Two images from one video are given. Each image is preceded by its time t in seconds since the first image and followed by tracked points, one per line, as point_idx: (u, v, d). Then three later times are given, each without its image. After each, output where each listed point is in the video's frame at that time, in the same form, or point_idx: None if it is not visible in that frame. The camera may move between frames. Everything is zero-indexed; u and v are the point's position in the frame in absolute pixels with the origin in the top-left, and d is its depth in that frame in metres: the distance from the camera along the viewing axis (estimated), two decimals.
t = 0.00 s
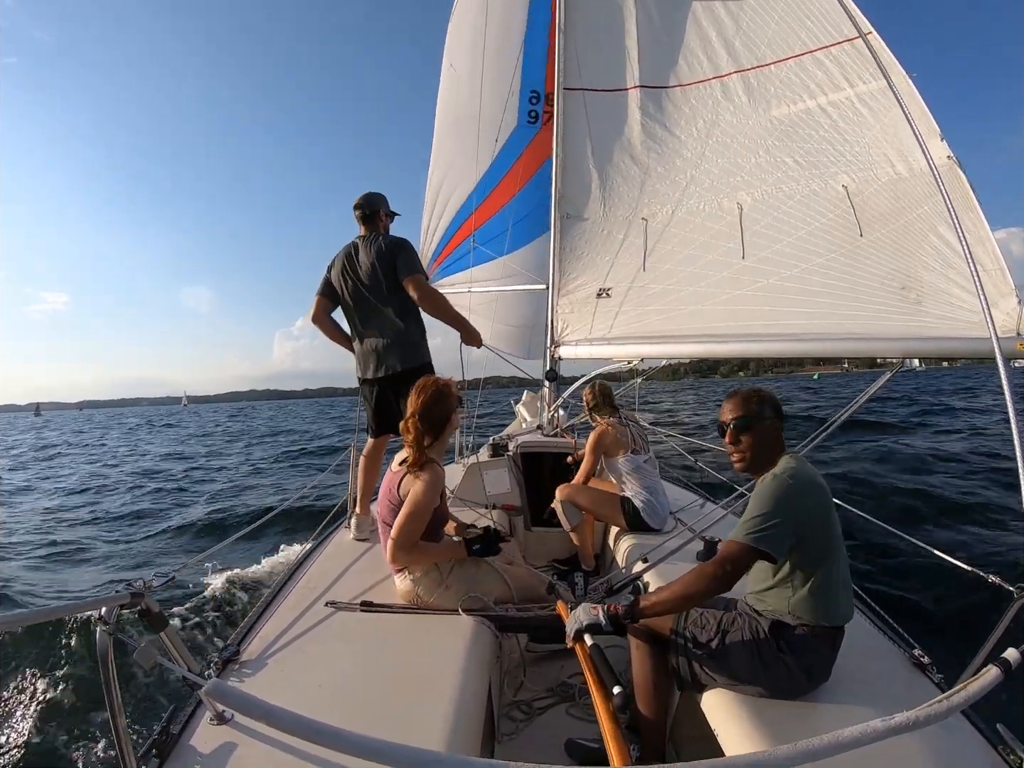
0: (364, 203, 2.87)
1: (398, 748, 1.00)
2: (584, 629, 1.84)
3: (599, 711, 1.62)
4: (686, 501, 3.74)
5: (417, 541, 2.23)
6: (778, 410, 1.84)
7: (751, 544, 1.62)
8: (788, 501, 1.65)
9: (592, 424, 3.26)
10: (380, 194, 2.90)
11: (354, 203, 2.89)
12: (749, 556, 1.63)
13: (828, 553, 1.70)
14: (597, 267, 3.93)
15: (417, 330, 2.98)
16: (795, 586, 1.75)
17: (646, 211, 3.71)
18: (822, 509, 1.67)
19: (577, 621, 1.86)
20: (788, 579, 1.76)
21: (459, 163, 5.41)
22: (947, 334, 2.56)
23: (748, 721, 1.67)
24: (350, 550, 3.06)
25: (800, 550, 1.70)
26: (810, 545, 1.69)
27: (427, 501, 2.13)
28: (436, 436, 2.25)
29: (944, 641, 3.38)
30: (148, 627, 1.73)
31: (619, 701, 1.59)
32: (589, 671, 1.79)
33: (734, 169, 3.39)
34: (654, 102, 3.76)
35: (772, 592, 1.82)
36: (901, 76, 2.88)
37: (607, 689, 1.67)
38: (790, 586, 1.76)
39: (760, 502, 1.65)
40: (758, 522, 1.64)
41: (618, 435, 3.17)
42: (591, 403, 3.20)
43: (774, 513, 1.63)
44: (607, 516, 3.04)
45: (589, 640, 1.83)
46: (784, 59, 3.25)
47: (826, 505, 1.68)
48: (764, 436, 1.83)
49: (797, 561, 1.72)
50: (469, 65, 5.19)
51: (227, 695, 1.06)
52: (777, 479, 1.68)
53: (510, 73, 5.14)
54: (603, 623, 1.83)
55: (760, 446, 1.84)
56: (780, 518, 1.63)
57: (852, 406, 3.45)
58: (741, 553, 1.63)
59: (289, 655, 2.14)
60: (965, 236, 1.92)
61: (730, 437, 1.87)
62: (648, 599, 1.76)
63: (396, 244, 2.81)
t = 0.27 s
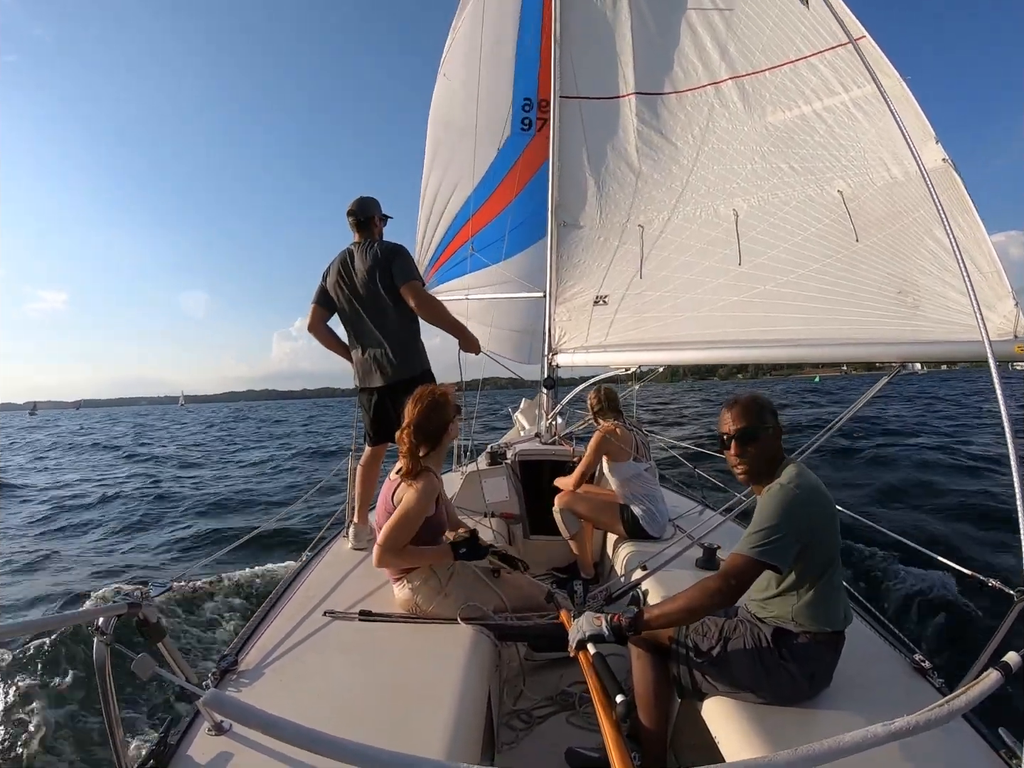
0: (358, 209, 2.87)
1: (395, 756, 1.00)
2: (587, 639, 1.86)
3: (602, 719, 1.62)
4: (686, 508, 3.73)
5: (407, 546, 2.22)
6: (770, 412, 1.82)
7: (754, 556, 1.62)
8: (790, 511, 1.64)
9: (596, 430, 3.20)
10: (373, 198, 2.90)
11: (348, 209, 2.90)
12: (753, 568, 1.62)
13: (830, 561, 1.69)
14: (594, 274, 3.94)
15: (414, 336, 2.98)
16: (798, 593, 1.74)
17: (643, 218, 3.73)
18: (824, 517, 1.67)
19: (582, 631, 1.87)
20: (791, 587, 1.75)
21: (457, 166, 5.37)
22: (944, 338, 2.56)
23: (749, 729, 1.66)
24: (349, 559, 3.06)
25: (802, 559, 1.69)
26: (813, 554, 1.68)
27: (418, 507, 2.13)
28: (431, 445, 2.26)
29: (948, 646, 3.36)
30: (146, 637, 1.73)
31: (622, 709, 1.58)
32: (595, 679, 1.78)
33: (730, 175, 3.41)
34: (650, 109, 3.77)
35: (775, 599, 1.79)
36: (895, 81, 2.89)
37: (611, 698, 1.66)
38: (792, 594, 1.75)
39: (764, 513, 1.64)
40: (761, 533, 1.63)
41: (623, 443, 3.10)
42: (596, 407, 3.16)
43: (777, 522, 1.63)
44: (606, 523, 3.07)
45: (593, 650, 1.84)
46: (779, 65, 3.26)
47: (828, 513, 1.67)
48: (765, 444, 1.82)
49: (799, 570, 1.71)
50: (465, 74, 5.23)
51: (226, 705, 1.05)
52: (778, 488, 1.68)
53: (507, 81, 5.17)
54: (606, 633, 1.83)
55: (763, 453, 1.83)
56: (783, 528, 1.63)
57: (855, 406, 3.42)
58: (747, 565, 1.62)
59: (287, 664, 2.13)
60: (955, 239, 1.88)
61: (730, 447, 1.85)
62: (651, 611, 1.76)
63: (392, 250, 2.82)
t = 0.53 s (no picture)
0: (354, 210, 2.89)
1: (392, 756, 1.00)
2: (587, 641, 1.85)
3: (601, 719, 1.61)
4: (687, 510, 3.72)
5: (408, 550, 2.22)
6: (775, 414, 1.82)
7: (759, 559, 1.61)
8: (792, 514, 1.63)
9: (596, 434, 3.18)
10: (369, 198, 2.91)
11: (343, 210, 2.91)
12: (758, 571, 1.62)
13: (832, 562, 1.69)
14: (593, 277, 3.95)
15: (411, 338, 2.99)
16: (800, 596, 1.74)
17: (642, 220, 3.74)
18: (825, 518, 1.66)
19: (581, 634, 1.87)
20: (794, 589, 1.75)
21: (457, 172, 5.38)
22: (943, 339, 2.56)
23: (750, 730, 1.66)
24: (349, 562, 3.06)
25: (805, 561, 1.69)
26: (815, 555, 1.68)
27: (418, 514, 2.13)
28: (432, 447, 2.25)
29: (950, 648, 3.35)
30: (146, 640, 1.73)
31: (622, 711, 1.57)
32: (594, 683, 1.77)
33: (729, 178, 3.42)
34: (648, 112, 3.79)
35: (777, 601, 1.80)
36: (892, 83, 2.90)
37: (610, 700, 1.66)
38: (796, 595, 1.75)
39: (766, 517, 1.64)
40: (763, 537, 1.63)
41: (622, 446, 3.10)
42: (597, 412, 3.11)
43: (779, 525, 1.62)
44: (606, 526, 3.07)
45: (593, 653, 1.84)
46: (776, 67, 3.28)
47: (829, 514, 1.67)
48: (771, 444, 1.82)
49: (802, 571, 1.71)
50: (464, 79, 5.25)
51: (226, 707, 1.06)
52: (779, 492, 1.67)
53: (507, 86, 5.20)
54: (606, 635, 1.83)
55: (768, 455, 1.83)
56: (784, 531, 1.62)
57: (859, 401, 3.38)
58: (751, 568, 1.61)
59: (287, 667, 2.13)
60: (949, 233, 1.79)
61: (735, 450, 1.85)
62: (651, 612, 1.76)
63: (387, 252, 2.83)
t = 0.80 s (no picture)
0: (352, 212, 2.89)
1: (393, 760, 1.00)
2: (587, 647, 1.85)
3: (599, 719, 1.61)
4: (688, 514, 3.72)
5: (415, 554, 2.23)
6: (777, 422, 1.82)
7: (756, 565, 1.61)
8: (789, 519, 1.63)
9: (594, 436, 3.19)
10: (367, 200, 2.92)
11: (341, 212, 2.91)
12: (755, 578, 1.61)
13: (828, 568, 1.68)
14: (595, 280, 3.95)
15: (408, 342, 3.00)
16: (798, 601, 1.73)
17: (644, 224, 3.74)
18: (822, 523, 1.65)
19: (579, 640, 1.87)
20: (791, 595, 1.74)
21: (460, 181, 5.40)
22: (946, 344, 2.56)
23: (750, 735, 1.66)
24: (349, 565, 3.05)
25: (802, 566, 1.68)
26: (812, 561, 1.67)
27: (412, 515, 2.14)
28: (424, 451, 2.25)
29: (951, 653, 3.34)
30: (146, 642, 1.73)
31: (620, 714, 1.57)
32: (592, 687, 1.77)
33: (731, 181, 3.43)
34: (650, 115, 3.80)
35: (775, 606, 1.79)
36: (894, 86, 2.91)
37: (608, 703, 1.66)
38: (793, 601, 1.74)
39: (762, 523, 1.63)
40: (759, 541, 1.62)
41: (620, 448, 3.10)
42: (597, 416, 3.14)
43: (775, 530, 1.62)
44: (605, 530, 3.07)
45: (593, 658, 1.83)
46: (778, 70, 3.29)
47: (826, 519, 1.66)
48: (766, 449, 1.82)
49: (799, 577, 1.70)
50: (466, 82, 5.26)
51: (227, 711, 1.05)
52: (775, 496, 1.67)
53: (509, 89, 5.21)
54: (604, 642, 1.82)
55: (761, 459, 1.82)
56: (781, 537, 1.61)
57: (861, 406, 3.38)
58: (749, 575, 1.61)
59: (287, 671, 2.13)
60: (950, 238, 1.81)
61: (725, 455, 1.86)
62: (649, 620, 1.75)
63: (385, 255, 2.83)
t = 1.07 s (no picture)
0: (357, 211, 2.89)
1: (390, 758, 1.00)
2: (585, 646, 1.85)
3: (597, 717, 1.61)
4: (687, 513, 3.72)
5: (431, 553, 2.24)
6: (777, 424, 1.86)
7: (750, 561, 1.61)
8: (777, 515, 1.64)
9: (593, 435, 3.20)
10: (371, 200, 2.92)
11: (346, 210, 2.91)
12: (751, 575, 1.61)
13: (817, 561, 1.70)
14: (594, 279, 3.95)
15: (410, 342, 3.00)
16: (789, 596, 1.75)
17: (644, 223, 3.75)
18: (809, 518, 1.68)
19: (575, 641, 1.87)
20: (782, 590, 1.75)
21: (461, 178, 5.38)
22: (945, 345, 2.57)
23: (749, 734, 1.66)
24: (348, 563, 3.06)
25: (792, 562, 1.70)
26: (802, 556, 1.69)
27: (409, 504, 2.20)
28: (429, 447, 2.26)
29: (949, 653, 3.35)
30: (145, 641, 1.73)
31: (619, 713, 1.57)
32: (591, 685, 1.77)
33: (730, 181, 3.43)
34: (650, 113, 3.80)
35: (768, 604, 1.81)
36: (894, 86, 2.91)
37: (606, 701, 1.66)
38: (785, 597, 1.76)
39: (751, 518, 1.64)
40: (750, 539, 1.63)
41: (620, 446, 3.10)
42: (597, 415, 3.16)
43: (765, 527, 1.63)
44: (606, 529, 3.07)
45: (591, 657, 1.83)
46: (778, 69, 3.29)
47: (813, 513, 1.68)
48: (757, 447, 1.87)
49: (789, 573, 1.72)
50: (466, 80, 5.25)
51: (225, 708, 1.04)
52: (760, 493, 1.68)
53: (509, 89, 5.21)
54: (601, 641, 1.82)
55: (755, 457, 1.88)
56: (771, 533, 1.63)
57: (859, 406, 3.38)
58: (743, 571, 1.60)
59: (286, 669, 2.13)
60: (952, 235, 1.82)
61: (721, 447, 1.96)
62: (646, 618, 1.72)
63: (388, 255, 2.83)
